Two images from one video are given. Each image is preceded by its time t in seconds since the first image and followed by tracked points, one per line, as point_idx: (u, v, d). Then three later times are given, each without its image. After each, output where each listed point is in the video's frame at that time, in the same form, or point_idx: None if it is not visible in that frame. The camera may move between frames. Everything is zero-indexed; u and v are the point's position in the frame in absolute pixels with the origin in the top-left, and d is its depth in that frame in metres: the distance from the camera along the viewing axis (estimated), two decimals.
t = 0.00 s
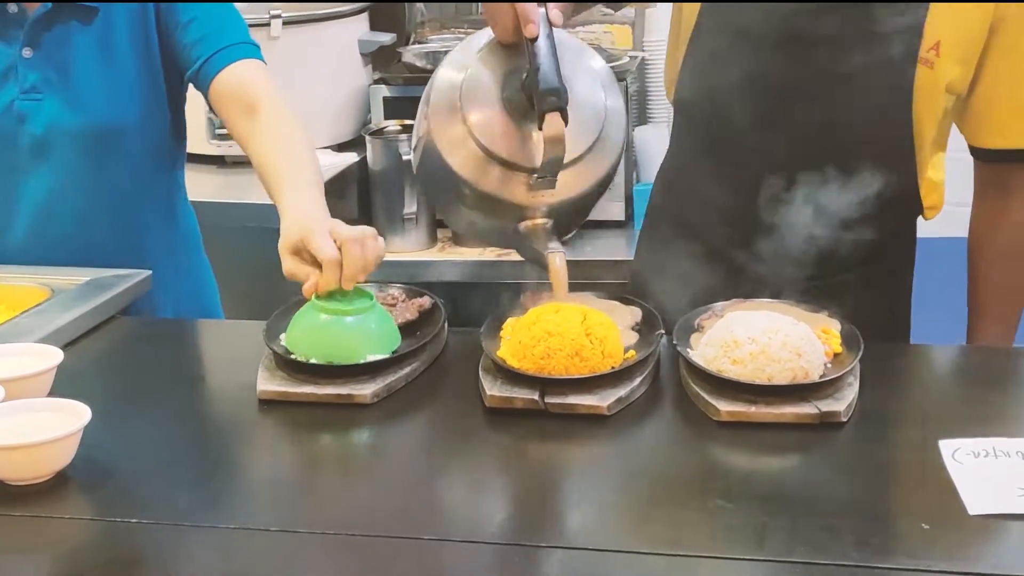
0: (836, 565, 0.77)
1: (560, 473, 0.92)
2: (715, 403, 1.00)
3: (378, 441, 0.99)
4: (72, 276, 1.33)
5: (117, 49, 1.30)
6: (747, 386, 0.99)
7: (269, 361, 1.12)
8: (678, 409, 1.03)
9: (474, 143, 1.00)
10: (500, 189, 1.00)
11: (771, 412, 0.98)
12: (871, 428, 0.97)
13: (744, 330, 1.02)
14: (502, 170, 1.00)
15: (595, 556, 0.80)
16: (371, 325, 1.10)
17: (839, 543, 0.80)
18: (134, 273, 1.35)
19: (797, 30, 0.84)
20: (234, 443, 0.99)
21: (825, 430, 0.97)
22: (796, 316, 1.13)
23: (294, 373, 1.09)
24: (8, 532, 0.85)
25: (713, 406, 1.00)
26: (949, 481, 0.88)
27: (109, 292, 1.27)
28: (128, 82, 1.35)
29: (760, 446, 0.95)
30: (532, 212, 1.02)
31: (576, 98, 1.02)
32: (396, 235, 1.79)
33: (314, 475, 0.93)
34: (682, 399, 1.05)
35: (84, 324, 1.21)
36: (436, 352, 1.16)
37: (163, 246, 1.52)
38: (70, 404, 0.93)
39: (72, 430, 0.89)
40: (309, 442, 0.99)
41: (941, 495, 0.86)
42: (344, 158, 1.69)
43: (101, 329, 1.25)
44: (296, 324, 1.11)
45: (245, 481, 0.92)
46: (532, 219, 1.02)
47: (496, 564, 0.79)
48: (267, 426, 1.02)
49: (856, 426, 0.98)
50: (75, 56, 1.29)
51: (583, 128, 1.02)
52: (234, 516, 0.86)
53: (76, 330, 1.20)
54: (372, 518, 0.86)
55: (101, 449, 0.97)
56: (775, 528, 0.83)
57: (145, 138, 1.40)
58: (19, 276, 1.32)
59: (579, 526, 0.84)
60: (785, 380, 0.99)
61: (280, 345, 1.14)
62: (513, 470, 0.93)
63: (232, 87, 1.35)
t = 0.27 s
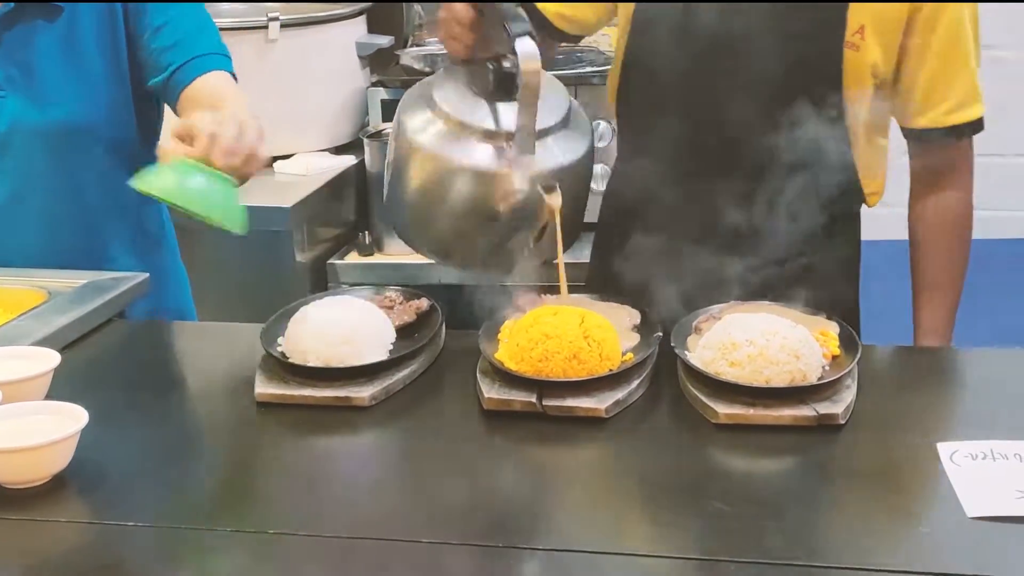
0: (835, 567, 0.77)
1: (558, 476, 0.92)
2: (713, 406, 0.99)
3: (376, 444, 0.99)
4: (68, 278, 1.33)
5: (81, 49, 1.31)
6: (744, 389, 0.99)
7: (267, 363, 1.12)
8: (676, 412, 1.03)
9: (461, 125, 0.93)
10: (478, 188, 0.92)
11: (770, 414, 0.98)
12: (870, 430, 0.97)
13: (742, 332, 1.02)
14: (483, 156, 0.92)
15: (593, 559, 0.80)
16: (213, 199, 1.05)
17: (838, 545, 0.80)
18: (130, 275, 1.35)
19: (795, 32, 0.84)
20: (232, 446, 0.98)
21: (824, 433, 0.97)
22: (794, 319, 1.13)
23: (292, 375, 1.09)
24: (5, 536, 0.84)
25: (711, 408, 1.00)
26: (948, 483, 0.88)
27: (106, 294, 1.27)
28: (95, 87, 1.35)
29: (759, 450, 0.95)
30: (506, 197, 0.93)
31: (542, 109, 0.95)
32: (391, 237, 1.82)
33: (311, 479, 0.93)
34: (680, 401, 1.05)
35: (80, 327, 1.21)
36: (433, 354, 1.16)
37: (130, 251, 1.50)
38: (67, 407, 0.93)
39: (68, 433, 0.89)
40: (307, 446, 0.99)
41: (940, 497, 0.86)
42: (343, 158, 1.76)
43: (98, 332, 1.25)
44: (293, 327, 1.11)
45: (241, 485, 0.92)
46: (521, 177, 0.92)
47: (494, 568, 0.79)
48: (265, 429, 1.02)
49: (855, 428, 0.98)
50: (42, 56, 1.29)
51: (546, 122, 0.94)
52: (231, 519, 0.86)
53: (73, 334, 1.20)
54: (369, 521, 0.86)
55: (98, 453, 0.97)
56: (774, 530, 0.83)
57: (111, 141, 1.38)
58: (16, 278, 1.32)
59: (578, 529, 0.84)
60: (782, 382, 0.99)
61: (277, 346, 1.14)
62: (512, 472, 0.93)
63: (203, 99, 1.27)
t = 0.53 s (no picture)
0: (835, 569, 0.77)
1: (559, 478, 0.92)
2: (713, 407, 1.00)
3: (377, 446, 0.99)
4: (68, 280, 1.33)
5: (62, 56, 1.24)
6: (745, 390, 0.99)
7: (268, 365, 1.12)
8: (677, 413, 1.03)
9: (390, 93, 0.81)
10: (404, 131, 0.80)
11: (770, 416, 0.98)
12: (871, 431, 0.97)
13: (742, 334, 1.02)
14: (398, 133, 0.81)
15: (593, 562, 0.80)
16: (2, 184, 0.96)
17: (838, 547, 0.80)
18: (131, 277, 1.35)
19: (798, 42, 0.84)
20: (232, 448, 0.98)
21: (825, 434, 0.97)
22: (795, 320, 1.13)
23: (293, 377, 1.09)
24: (5, 538, 0.84)
25: (712, 410, 1.00)
26: (949, 485, 0.87)
27: (106, 296, 1.27)
28: (65, 89, 1.28)
29: (760, 451, 0.95)
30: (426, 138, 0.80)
31: (452, 39, 0.83)
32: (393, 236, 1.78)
33: (312, 481, 0.93)
34: (681, 403, 1.05)
35: (81, 328, 1.21)
36: (434, 356, 1.16)
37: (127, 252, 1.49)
38: (69, 409, 0.93)
39: (68, 435, 0.89)
40: (307, 447, 0.99)
41: (940, 500, 0.86)
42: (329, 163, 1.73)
43: (98, 333, 1.25)
44: (293, 328, 1.11)
45: (242, 487, 0.91)
46: (429, 167, 0.80)
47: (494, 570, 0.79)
48: (265, 431, 1.02)
49: (855, 430, 0.98)
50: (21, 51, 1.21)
51: (474, 73, 0.81)
52: (231, 521, 0.86)
53: (74, 335, 1.20)
54: (369, 524, 0.86)
55: (99, 454, 0.97)
56: (774, 532, 0.83)
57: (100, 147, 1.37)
58: (17, 280, 1.32)
59: (578, 532, 0.84)
60: (782, 384, 0.99)
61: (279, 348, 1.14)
62: (513, 474, 0.93)
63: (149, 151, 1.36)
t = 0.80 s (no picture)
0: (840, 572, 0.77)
1: (562, 480, 0.92)
2: (716, 410, 1.00)
3: (380, 448, 0.99)
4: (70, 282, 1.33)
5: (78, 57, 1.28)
6: (748, 393, 0.99)
7: (271, 367, 1.12)
8: (680, 416, 1.03)
9: (337, 160, 0.89)
10: (345, 181, 0.89)
11: (774, 418, 0.98)
12: (874, 434, 0.97)
13: (745, 336, 1.02)
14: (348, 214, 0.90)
15: (598, 564, 0.80)
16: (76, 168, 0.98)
17: (843, 549, 0.80)
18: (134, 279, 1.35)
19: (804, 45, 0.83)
20: (235, 451, 0.98)
21: (828, 437, 0.97)
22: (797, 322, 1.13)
23: (296, 378, 1.09)
24: (8, 540, 0.84)
25: (715, 412, 1.00)
26: (953, 488, 0.87)
27: (109, 298, 1.27)
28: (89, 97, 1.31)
29: (763, 454, 0.95)
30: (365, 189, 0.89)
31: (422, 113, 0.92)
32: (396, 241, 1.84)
33: (315, 483, 0.93)
34: (684, 405, 1.05)
35: (83, 330, 1.21)
36: (437, 358, 1.16)
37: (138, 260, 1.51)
38: (71, 411, 0.93)
39: (71, 436, 0.89)
40: (310, 449, 0.99)
41: (945, 502, 0.86)
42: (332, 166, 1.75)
43: (100, 335, 1.25)
44: (295, 330, 1.11)
45: (245, 489, 0.91)
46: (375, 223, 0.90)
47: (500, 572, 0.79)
48: (268, 432, 1.02)
49: (859, 432, 0.97)
50: (39, 51, 1.25)
51: (432, 143, 0.91)
52: (235, 524, 0.86)
53: (76, 337, 1.20)
54: (373, 526, 0.86)
55: (101, 457, 0.97)
56: (779, 535, 0.82)
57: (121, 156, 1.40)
58: (19, 282, 1.32)
59: (581, 534, 0.84)
60: (786, 387, 0.99)
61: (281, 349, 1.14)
62: (517, 476, 0.93)
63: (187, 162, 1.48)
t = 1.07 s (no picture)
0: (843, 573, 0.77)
1: (568, 481, 0.92)
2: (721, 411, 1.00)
3: (385, 449, 0.99)
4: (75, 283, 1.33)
5: (133, 71, 1.38)
6: (752, 394, 0.99)
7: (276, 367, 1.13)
8: (685, 418, 1.03)
9: (326, 164, 1.02)
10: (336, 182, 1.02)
11: (779, 420, 0.98)
12: (879, 436, 0.97)
13: (750, 337, 1.02)
14: (344, 213, 1.03)
15: (602, 564, 0.80)
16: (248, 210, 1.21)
17: (847, 550, 0.80)
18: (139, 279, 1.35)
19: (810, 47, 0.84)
20: (240, 451, 0.98)
21: (832, 439, 0.97)
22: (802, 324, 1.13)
23: (301, 379, 1.09)
24: (15, 539, 0.85)
25: (720, 414, 1.00)
26: (957, 491, 0.87)
27: (114, 298, 1.28)
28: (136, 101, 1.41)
29: (768, 455, 0.95)
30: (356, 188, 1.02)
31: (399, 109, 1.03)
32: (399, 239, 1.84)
33: (321, 483, 0.93)
34: (689, 407, 1.05)
35: (89, 330, 1.21)
36: (441, 359, 1.16)
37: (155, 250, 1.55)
38: (76, 411, 0.93)
39: (77, 436, 0.89)
40: (315, 450, 0.99)
41: (949, 504, 0.86)
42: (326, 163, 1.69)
43: (106, 335, 1.26)
44: (301, 331, 1.11)
45: (251, 490, 0.91)
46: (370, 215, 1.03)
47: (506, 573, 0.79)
48: (273, 433, 1.02)
49: (864, 434, 0.97)
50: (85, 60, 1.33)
51: (414, 134, 1.03)
52: (240, 524, 0.86)
53: (82, 337, 1.20)
54: (378, 526, 0.86)
55: (106, 456, 0.97)
56: (783, 536, 0.83)
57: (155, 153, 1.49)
58: (24, 282, 1.32)
59: (586, 534, 0.84)
60: (791, 388, 0.99)
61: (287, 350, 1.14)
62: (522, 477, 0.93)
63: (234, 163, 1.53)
